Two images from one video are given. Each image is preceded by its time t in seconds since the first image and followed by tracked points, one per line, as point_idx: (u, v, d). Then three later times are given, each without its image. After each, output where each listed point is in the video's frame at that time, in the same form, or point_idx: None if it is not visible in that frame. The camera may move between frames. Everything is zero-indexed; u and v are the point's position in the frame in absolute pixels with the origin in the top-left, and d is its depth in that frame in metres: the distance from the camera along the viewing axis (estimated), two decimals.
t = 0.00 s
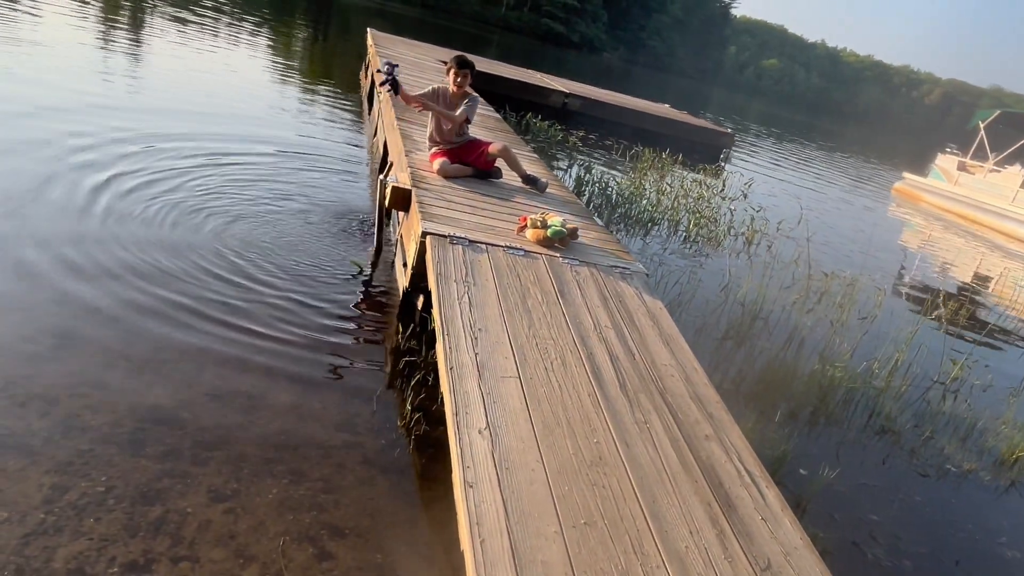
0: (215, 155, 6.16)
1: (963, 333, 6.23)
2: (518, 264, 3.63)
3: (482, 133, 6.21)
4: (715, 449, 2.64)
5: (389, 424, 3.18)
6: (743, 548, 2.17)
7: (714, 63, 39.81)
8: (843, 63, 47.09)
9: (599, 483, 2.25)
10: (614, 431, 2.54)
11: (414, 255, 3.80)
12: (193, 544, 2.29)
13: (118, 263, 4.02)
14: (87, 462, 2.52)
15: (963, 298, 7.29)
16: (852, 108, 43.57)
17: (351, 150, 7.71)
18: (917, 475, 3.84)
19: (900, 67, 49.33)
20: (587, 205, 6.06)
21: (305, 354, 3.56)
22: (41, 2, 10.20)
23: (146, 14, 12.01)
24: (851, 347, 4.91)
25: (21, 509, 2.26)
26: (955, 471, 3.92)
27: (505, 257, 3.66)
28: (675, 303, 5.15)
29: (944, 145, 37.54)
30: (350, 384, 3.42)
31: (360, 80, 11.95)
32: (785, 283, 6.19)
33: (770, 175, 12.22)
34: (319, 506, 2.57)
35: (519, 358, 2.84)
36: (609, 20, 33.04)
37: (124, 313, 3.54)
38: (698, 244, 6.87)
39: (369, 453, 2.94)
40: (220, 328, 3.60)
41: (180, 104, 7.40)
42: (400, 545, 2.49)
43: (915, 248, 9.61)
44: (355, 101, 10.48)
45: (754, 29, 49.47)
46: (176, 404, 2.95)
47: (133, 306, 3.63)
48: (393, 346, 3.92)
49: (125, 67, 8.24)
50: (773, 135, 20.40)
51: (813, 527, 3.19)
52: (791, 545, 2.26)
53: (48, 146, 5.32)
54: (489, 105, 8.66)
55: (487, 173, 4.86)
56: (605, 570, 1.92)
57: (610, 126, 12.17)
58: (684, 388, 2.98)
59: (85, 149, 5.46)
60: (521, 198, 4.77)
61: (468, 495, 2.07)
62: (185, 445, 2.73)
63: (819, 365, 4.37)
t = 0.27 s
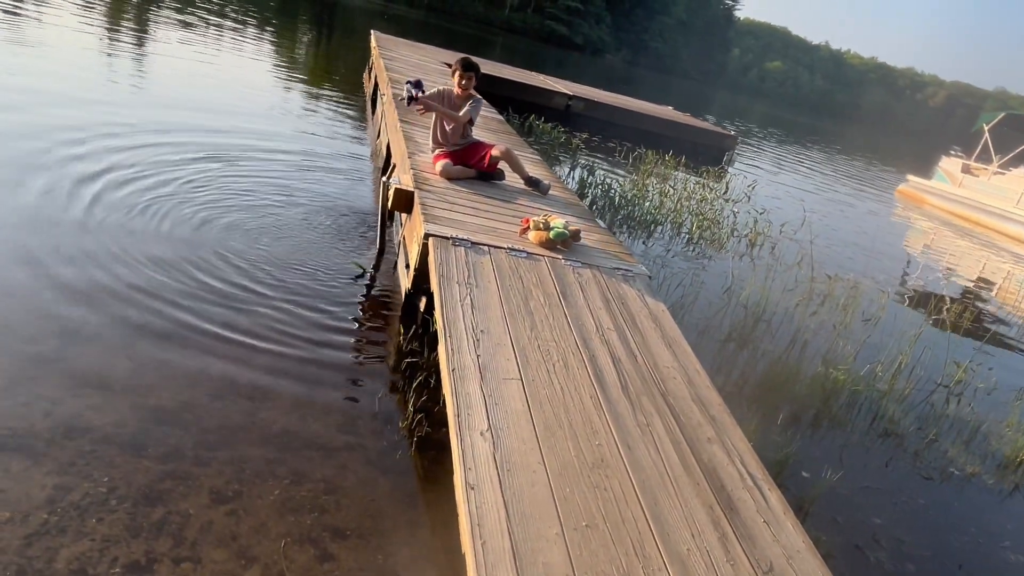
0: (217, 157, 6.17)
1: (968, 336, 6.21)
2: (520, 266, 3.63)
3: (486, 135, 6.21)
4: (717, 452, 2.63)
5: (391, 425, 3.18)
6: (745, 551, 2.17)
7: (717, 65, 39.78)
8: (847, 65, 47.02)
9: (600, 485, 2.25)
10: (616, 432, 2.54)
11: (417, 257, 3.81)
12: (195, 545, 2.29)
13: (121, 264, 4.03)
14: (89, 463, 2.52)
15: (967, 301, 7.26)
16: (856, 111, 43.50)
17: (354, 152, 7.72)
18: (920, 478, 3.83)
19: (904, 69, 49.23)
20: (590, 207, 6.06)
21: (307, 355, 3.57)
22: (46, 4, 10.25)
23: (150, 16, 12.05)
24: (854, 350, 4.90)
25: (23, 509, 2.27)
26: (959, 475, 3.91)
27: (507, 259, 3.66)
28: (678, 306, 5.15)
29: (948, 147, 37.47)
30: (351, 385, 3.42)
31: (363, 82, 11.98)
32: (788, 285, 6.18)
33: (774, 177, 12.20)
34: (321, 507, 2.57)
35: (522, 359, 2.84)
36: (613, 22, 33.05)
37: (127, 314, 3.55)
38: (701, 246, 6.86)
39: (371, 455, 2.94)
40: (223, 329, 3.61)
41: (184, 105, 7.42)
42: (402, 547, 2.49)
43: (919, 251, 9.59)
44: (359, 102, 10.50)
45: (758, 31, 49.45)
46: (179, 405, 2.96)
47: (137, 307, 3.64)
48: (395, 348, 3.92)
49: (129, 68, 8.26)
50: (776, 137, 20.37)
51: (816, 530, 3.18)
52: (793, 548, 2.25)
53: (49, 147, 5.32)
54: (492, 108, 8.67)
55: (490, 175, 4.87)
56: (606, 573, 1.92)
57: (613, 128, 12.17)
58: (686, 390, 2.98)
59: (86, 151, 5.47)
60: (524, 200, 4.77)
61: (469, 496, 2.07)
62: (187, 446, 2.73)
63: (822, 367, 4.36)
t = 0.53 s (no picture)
0: (217, 159, 6.17)
1: (969, 338, 6.20)
2: (522, 268, 3.64)
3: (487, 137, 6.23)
4: (718, 454, 2.63)
5: (392, 427, 3.19)
6: (746, 553, 2.17)
7: (719, 67, 39.80)
8: (849, 67, 47.01)
9: (601, 488, 2.25)
10: (617, 435, 2.54)
11: (418, 259, 3.82)
12: (196, 546, 2.30)
13: (123, 266, 4.04)
14: (92, 464, 2.53)
15: (969, 303, 7.26)
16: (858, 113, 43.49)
17: (356, 154, 7.73)
18: (922, 481, 3.83)
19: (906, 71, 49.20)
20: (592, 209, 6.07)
21: (309, 357, 3.58)
22: (50, 7, 10.30)
23: (154, 18, 12.10)
24: (856, 352, 4.90)
25: (26, 510, 2.28)
26: (961, 478, 3.90)
27: (509, 261, 3.67)
28: (680, 308, 5.15)
29: (950, 149, 37.42)
30: (353, 387, 3.43)
31: (365, 84, 12.02)
32: (790, 287, 6.18)
33: (776, 179, 12.21)
34: (322, 509, 2.58)
35: (523, 361, 2.85)
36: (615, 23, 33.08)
37: (129, 316, 3.56)
38: (702, 248, 6.87)
39: (373, 457, 2.95)
40: (225, 331, 3.62)
41: (186, 107, 7.44)
42: (403, 549, 2.49)
43: (922, 253, 9.58)
44: (361, 104, 10.52)
45: (760, 34, 49.47)
46: (181, 407, 2.97)
47: (139, 308, 3.65)
48: (397, 350, 3.93)
49: (132, 70, 8.29)
50: (778, 139, 20.37)
51: (817, 533, 3.18)
52: (794, 551, 2.25)
53: (49, 149, 5.32)
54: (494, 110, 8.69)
55: (492, 177, 4.88)
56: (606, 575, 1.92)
57: (615, 130, 12.19)
58: (687, 393, 2.98)
59: (86, 153, 5.46)
60: (525, 202, 4.78)
61: (470, 498, 2.07)
62: (189, 448, 2.74)
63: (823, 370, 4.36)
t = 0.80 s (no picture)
0: (215, 159, 6.16)
1: (969, 339, 6.21)
2: (521, 268, 3.64)
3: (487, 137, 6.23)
4: (718, 454, 2.63)
5: (392, 427, 3.19)
6: (745, 553, 2.17)
7: (719, 67, 39.80)
8: (849, 68, 47.02)
9: (600, 488, 2.25)
10: (617, 435, 2.54)
11: (418, 259, 3.82)
12: (196, 545, 2.30)
13: (122, 266, 4.03)
14: (92, 464, 2.53)
15: (968, 304, 7.26)
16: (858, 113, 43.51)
17: (355, 154, 7.73)
18: (921, 481, 3.83)
19: (907, 72, 49.21)
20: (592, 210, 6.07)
21: (308, 357, 3.58)
22: (51, 7, 10.31)
23: (154, 18, 12.10)
24: (856, 352, 4.90)
25: (26, 509, 2.28)
26: (960, 478, 3.90)
27: (509, 261, 3.67)
28: (680, 308, 5.15)
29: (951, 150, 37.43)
30: (353, 387, 3.43)
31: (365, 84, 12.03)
32: (790, 288, 6.18)
33: (776, 180, 12.21)
34: (322, 509, 2.58)
35: (523, 361, 2.85)
36: (615, 24, 33.10)
37: (129, 316, 3.56)
38: (702, 249, 6.87)
39: (372, 457, 2.95)
40: (225, 331, 3.63)
41: (185, 107, 7.44)
42: (402, 549, 2.49)
43: (922, 253, 9.58)
44: (361, 105, 10.52)
45: (760, 35, 49.50)
46: (181, 407, 2.97)
47: (139, 308, 3.66)
48: (396, 350, 3.93)
49: (132, 71, 8.30)
50: (778, 140, 20.37)
51: (817, 533, 3.18)
52: (794, 551, 2.25)
53: (47, 149, 5.31)
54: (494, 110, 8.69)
55: (491, 177, 4.88)
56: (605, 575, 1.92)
57: (615, 131, 12.19)
58: (687, 393, 2.98)
59: (83, 153, 5.45)
60: (525, 202, 4.78)
61: (470, 497, 2.07)
62: (189, 447, 2.74)
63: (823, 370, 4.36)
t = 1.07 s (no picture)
0: (212, 159, 6.15)
1: (969, 339, 6.22)
2: (521, 268, 3.64)
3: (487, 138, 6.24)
4: (717, 455, 2.64)
5: (392, 428, 3.19)
6: (744, 554, 2.17)
7: (719, 68, 39.81)
8: (849, 68, 47.05)
9: (600, 488, 2.25)
10: (616, 435, 2.54)
11: (418, 260, 3.82)
12: (195, 546, 2.30)
13: (121, 267, 4.03)
14: (91, 464, 2.53)
15: (968, 304, 7.27)
16: (857, 114, 43.54)
17: (355, 154, 7.73)
18: (921, 481, 3.83)
19: (906, 72, 49.26)
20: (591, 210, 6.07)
21: (308, 357, 3.58)
22: (50, 7, 10.31)
23: (153, 18, 12.10)
24: (855, 352, 4.90)
25: (25, 510, 2.28)
26: (960, 478, 3.90)
27: (508, 262, 3.67)
28: (679, 309, 5.16)
29: (950, 150, 37.47)
30: (353, 387, 3.43)
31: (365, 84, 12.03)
32: (789, 288, 6.18)
33: (775, 180, 12.22)
34: (321, 509, 2.58)
35: (522, 362, 2.85)
36: (614, 24, 33.12)
37: (128, 316, 3.56)
38: (701, 249, 6.88)
39: (372, 457, 2.95)
40: (225, 332, 3.63)
41: (184, 107, 7.43)
42: (402, 549, 2.49)
43: (921, 254, 9.59)
44: (361, 105, 10.52)
45: (760, 35, 49.53)
46: (180, 407, 2.97)
47: (139, 309, 3.66)
48: (396, 350, 3.92)
49: (132, 71, 8.30)
50: (778, 140, 20.39)
51: (816, 533, 3.19)
52: (793, 551, 2.25)
53: (43, 149, 5.29)
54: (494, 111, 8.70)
55: (491, 177, 4.88)
56: None
57: (615, 131, 12.19)
58: (686, 393, 2.99)
59: (79, 153, 5.43)
60: (525, 202, 4.78)
61: (469, 498, 2.07)
62: (189, 448, 2.74)
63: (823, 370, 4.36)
